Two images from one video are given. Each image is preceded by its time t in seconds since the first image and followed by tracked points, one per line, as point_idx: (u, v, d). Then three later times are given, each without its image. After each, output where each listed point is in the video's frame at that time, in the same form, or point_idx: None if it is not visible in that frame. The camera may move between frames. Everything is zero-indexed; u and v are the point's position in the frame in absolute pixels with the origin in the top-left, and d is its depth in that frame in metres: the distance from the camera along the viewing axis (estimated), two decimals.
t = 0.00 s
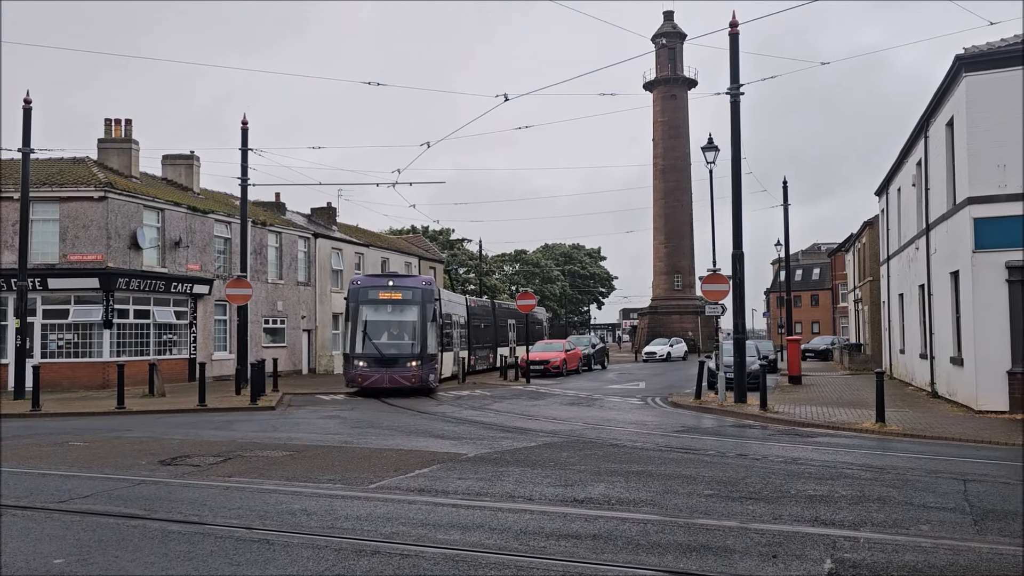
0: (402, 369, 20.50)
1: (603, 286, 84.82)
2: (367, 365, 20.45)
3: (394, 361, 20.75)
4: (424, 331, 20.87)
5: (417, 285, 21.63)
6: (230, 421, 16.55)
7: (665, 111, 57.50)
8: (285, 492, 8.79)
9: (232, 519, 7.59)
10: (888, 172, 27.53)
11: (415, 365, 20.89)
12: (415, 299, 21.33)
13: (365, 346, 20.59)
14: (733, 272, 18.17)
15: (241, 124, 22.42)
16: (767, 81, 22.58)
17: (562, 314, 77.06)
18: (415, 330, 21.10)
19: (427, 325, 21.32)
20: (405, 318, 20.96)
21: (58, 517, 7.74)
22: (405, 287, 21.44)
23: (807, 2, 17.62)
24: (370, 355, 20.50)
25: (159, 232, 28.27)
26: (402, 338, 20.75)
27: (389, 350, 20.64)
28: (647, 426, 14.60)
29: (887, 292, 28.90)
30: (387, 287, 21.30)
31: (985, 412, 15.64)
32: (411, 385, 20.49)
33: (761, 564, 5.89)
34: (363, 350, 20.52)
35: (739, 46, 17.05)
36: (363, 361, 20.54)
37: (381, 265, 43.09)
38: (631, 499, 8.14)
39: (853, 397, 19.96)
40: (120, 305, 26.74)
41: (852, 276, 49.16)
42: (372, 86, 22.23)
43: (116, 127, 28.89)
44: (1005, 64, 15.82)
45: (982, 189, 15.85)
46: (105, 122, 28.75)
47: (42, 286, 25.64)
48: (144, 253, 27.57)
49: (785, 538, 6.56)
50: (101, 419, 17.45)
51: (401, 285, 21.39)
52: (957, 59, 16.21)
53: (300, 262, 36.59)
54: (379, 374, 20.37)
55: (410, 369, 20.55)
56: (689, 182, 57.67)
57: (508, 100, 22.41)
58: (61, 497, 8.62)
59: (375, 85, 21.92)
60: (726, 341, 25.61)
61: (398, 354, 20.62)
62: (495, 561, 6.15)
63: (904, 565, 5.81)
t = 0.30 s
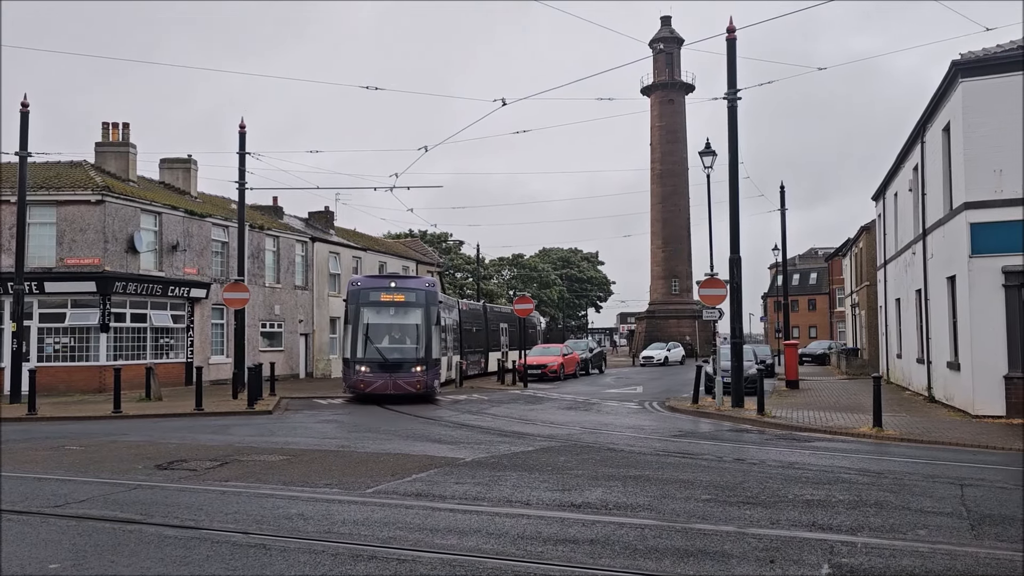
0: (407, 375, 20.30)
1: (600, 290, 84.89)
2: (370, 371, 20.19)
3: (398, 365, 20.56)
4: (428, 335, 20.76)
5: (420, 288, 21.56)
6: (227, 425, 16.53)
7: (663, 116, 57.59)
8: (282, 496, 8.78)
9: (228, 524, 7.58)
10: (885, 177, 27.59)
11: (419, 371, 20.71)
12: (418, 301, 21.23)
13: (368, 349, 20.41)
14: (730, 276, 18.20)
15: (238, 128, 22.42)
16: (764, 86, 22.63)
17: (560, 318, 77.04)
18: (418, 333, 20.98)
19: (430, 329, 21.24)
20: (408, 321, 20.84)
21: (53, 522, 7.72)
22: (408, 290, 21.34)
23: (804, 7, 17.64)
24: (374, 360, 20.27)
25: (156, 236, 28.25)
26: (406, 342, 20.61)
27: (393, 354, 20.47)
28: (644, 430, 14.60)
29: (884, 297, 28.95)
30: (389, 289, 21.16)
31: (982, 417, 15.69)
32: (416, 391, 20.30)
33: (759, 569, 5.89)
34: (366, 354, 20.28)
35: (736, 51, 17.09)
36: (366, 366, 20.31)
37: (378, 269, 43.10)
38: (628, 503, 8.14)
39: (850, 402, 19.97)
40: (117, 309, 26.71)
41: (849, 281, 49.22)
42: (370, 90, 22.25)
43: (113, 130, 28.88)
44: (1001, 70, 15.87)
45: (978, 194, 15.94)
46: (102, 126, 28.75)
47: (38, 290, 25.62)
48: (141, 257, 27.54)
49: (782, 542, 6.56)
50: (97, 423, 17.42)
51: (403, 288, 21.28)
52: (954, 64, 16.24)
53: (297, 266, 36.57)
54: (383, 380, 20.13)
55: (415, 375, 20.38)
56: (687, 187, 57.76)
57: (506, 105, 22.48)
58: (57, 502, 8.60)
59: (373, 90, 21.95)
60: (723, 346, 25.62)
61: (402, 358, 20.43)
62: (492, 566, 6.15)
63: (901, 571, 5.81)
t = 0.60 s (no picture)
0: (414, 379, 19.61)
1: (598, 293, 84.92)
2: (376, 375, 19.48)
3: (404, 369, 19.83)
4: (434, 337, 19.98)
5: (425, 287, 20.71)
6: (224, 428, 16.51)
7: (661, 119, 57.67)
8: (280, 500, 8.77)
9: (226, 527, 7.57)
10: (883, 180, 27.63)
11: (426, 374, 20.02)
12: (424, 301, 20.39)
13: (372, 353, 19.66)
14: (728, 279, 18.22)
15: (236, 130, 22.41)
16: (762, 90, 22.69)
17: (557, 321, 77.05)
18: (424, 335, 20.20)
19: (436, 330, 20.43)
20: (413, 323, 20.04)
21: (50, 525, 7.70)
22: (412, 290, 20.49)
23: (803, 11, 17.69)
24: (379, 364, 19.54)
25: (155, 239, 28.24)
26: (412, 345, 19.83)
27: (399, 357, 19.72)
28: (642, 433, 14.61)
29: (881, 300, 29.00)
30: (393, 289, 20.33)
31: (979, 420, 15.73)
32: (424, 396, 19.64)
33: (756, 573, 5.88)
34: (371, 358, 19.54)
35: (734, 55, 17.11)
36: (371, 370, 19.57)
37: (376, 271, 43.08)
38: (626, 507, 8.14)
39: (847, 405, 19.99)
40: (115, 312, 26.67)
41: (847, 284, 49.23)
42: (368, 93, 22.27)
43: (112, 133, 28.87)
44: (1000, 74, 15.91)
45: (976, 197, 15.97)
46: (100, 128, 28.76)
47: (36, 292, 25.58)
48: (139, 260, 27.52)
49: (780, 546, 6.56)
50: (94, 426, 17.40)
51: (408, 288, 20.44)
52: (951, 68, 16.30)
53: (295, 268, 36.54)
54: (390, 385, 19.44)
55: (422, 379, 19.70)
56: (684, 190, 57.84)
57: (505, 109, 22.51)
58: (54, 505, 8.58)
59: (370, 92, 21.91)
60: (721, 349, 25.64)
61: (408, 362, 19.70)
62: (489, 570, 6.14)
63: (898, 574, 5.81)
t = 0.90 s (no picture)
0: (423, 384, 19.09)
1: (596, 296, 85.00)
2: (383, 379, 18.90)
3: (411, 372, 19.31)
4: (443, 339, 19.48)
5: (432, 288, 20.27)
6: (222, 431, 16.48)
7: (659, 122, 57.73)
8: (277, 503, 8.75)
9: (224, 529, 7.55)
10: (880, 184, 27.70)
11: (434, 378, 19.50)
12: (431, 302, 19.95)
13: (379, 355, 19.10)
14: (726, 282, 18.24)
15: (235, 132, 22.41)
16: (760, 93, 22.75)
17: (555, 324, 77.09)
18: (431, 337, 19.72)
19: (444, 332, 19.94)
20: (421, 324, 19.57)
21: (47, 528, 7.68)
22: (420, 290, 20.04)
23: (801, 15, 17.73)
24: (387, 367, 18.96)
25: (152, 241, 28.23)
26: (420, 348, 19.34)
27: (407, 360, 19.18)
28: (640, 436, 14.61)
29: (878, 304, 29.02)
30: (400, 289, 19.84)
31: (976, 424, 15.75)
32: (433, 401, 19.17)
33: None
34: (378, 360, 18.97)
35: (732, 59, 17.14)
36: (378, 374, 18.99)
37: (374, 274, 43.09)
38: (624, 509, 8.14)
39: (844, 409, 19.97)
40: (112, 314, 26.65)
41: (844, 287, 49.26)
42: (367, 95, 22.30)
43: (110, 135, 28.88)
44: (996, 78, 15.96)
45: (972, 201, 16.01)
46: (99, 130, 28.77)
47: (33, 294, 25.55)
48: (136, 262, 27.49)
49: (778, 549, 6.56)
50: (90, 428, 17.35)
51: (415, 288, 19.95)
52: (948, 72, 16.35)
53: (293, 271, 36.51)
54: (398, 389, 18.88)
55: (431, 383, 19.17)
56: (682, 193, 57.89)
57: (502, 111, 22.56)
58: (50, 507, 8.56)
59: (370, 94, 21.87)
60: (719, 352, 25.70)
61: (416, 365, 19.19)
62: (486, 573, 6.13)
63: None
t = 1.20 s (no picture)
0: (435, 389, 17.80)
1: (593, 299, 85.03)
2: (393, 384, 17.57)
3: (423, 376, 18.01)
4: (455, 342, 18.27)
5: (443, 287, 19.08)
6: (218, 433, 16.47)
7: (656, 125, 57.78)
8: (274, 505, 8.74)
9: (220, 532, 7.53)
10: (877, 188, 27.76)
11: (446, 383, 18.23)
12: (442, 302, 18.73)
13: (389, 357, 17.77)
14: (722, 286, 18.25)
15: (232, 135, 22.39)
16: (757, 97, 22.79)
17: (552, 327, 77.12)
18: (442, 339, 18.50)
19: (455, 334, 18.73)
20: (432, 325, 18.33)
21: (43, 530, 7.67)
22: (430, 289, 18.83)
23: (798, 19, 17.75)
24: (398, 370, 17.64)
25: (150, 243, 28.19)
26: (433, 350, 18.06)
27: (419, 363, 17.88)
28: (637, 439, 14.61)
29: (875, 307, 29.08)
30: (409, 288, 18.58)
31: (973, 427, 15.76)
32: (446, 407, 17.89)
33: None
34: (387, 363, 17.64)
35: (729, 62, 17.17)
36: (387, 378, 17.62)
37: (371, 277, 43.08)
38: (621, 513, 8.14)
39: (841, 412, 19.97)
40: (109, 316, 26.61)
41: (841, 290, 49.34)
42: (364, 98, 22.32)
43: (107, 137, 28.84)
44: (992, 82, 16.01)
45: (969, 205, 16.06)
46: (96, 132, 28.76)
47: (29, 297, 25.51)
48: (133, 264, 27.45)
49: (775, 552, 6.57)
50: (86, 431, 17.31)
51: (425, 287, 18.74)
52: (944, 76, 16.37)
53: (291, 274, 36.51)
54: (409, 394, 17.56)
55: (443, 388, 17.90)
56: (680, 196, 57.92)
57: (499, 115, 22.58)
58: (47, 510, 8.54)
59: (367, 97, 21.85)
60: (715, 356, 25.73)
61: (428, 369, 17.90)
62: None
63: None
